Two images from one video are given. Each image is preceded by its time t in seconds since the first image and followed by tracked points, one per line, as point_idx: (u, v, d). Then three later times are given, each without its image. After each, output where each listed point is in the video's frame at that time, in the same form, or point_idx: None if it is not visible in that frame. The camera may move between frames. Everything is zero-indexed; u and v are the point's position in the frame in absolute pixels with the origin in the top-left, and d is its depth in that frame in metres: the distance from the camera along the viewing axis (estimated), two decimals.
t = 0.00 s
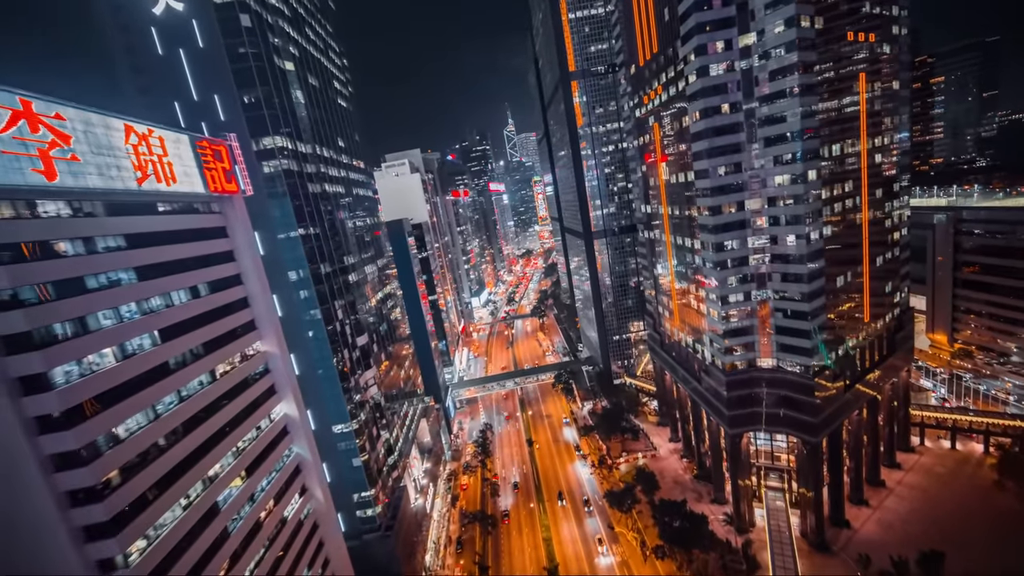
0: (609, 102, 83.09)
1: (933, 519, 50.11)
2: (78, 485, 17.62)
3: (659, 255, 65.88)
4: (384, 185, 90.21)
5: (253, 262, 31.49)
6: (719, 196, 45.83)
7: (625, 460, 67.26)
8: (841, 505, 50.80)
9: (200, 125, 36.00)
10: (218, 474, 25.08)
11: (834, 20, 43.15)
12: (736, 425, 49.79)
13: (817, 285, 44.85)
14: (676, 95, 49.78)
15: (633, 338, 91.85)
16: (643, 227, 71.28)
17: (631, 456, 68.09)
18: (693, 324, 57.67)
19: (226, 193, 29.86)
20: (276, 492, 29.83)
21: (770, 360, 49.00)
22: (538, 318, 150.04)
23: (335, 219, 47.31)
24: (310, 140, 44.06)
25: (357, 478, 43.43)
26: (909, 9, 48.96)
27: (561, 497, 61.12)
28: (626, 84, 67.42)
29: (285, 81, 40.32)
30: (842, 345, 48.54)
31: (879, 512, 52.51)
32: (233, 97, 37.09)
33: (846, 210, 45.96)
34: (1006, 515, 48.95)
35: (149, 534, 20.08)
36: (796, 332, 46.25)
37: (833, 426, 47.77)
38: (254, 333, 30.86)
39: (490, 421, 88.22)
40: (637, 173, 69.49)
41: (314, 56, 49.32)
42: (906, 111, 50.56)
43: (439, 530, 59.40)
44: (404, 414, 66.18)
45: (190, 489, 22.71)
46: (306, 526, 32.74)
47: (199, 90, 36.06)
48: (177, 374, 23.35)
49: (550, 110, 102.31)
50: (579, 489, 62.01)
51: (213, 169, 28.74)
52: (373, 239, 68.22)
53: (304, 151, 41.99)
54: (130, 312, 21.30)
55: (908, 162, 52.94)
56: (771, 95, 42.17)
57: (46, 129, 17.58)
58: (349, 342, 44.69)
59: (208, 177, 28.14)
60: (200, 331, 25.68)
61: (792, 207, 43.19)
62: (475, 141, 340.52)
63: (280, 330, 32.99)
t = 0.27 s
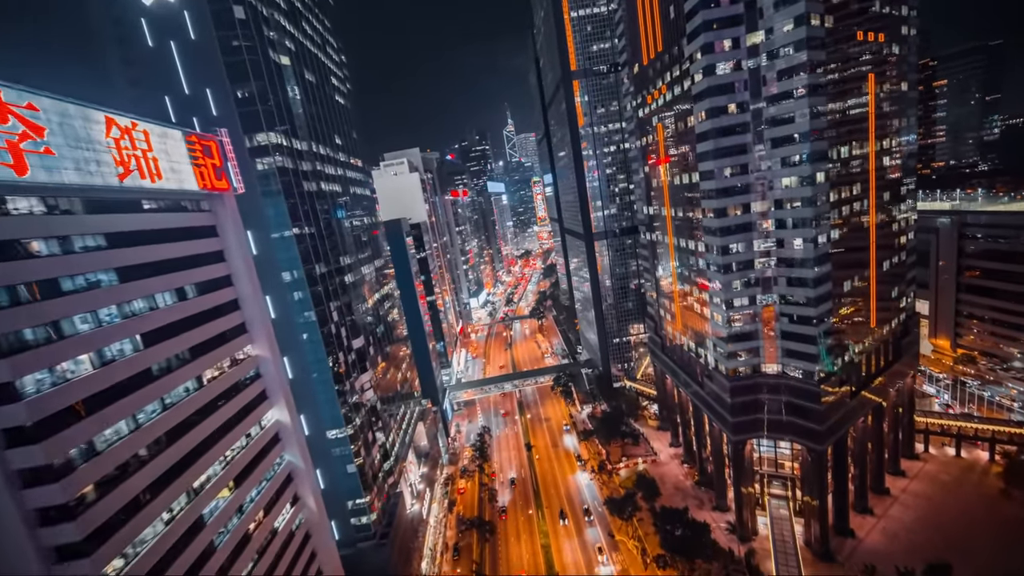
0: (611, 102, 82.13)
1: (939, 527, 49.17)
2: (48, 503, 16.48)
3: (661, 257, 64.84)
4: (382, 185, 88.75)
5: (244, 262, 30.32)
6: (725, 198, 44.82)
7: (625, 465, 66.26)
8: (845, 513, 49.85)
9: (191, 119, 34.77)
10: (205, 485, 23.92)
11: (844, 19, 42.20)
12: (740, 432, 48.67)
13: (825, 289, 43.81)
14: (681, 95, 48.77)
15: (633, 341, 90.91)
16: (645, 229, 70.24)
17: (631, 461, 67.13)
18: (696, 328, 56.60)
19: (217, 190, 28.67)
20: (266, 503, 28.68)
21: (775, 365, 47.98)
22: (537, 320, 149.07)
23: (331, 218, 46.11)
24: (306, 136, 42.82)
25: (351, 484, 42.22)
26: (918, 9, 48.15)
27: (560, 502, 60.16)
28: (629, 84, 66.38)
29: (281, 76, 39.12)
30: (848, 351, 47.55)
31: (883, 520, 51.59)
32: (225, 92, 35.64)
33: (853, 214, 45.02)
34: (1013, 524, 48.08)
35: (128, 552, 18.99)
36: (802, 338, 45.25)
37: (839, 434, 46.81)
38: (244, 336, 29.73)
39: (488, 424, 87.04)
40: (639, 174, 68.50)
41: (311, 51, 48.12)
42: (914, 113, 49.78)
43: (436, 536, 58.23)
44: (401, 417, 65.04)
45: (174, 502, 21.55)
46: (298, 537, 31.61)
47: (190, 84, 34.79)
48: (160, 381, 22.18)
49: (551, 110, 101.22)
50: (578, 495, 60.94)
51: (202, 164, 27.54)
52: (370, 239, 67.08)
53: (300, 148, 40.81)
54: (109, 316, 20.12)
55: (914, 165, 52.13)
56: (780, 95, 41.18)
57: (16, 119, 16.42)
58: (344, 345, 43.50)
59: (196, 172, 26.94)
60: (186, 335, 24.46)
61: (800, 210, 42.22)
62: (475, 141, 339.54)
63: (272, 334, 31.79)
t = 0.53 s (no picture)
0: (613, 102, 80.89)
1: (946, 538, 48.11)
2: (11, 524, 16.27)
3: (663, 260, 63.67)
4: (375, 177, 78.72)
5: (232, 262, 28.96)
6: (732, 200, 43.67)
7: (625, 471, 65.12)
8: (850, 524, 48.77)
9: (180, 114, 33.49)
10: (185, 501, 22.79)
11: (856, 17, 41.03)
12: (744, 440, 47.55)
13: (833, 295, 42.63)
14: (687, 94, 47.61)
15: (633, 344, 89.69)
16: (647, 231, 69.06)
17: (631, 467, 66.02)
18: (699, 333, 55.43)
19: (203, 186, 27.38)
20: (253, 516, 27.50)
21: (780, 372, 46.74)
22: (535, 321, 147.70)
23: (326, 217, 44.71)
24: (300, 133, 41.45)
25: (345, 493, 40.76)
26: (929, 10, 47.12)
27: (559, 510, 58.90)
28: (632, 83, 65.15)
29: (275, 69, 37.73)
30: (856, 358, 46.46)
31: (889, 531, 50.49)
32: (217, 86, 34.54)
33: (863, 218, 43.92)
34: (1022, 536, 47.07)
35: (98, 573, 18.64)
36: (809, 344, 44.17)
37: (846, 443, 45.68)
38: (231, 340, 28.56)
39: (486, 428, 85.71)
40: (642, 175, 67.33)
41: (306, 45, 46.70)
42: (924, 116, 48.77)
43: (431, 544, 56.86)
44: (397, 420, 63.66)
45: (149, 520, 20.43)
46: (286, 551, 30.42)
47: (179, 76, 33.40)
48: (138, 390, 21.50)
49: (552, 109, 99.90)
50: (577, 503, 59.69)
51: (188, 159, 26.35)
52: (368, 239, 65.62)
53: (294, 144, 39.49)
54: (82, 321, 19.47)
55: (924, 169, 51.02)
56: (789, 96, 40.07)
57: None
58: (339, 348, 42.10)
59: (182, 168, 25.72)
60: (165, 341, 23.50)
61: (809, 214, 41.11)
62: (474, 141, 338.25)
63: (261, 337, 30.39)
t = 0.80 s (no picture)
0: (616, 101, 79.69)
1: (955, 550, 46.94)
2: None
3: (666, 263, 62.46)
4: (376, 181, 83.07)
5: (219, 266, 28.64)
6: (740, 202, 42.44)
7: (625, 477, 64.00)
8: (857, 535, 47.62)
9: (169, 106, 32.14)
10: (165, 518, 22.00)
11: (869, 15, 39.80)
12: (749, 448, 46.36)
13: (842, 301, 41.43)
14: (693, 93, 46.41)
15: (633, 348, 88.54)
16: (649, 233, 67.91)
17: (631, 473, 64.88)
18: (703, 337, 54.22)
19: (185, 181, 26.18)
20: (240, 531, 26.83)
21: (787, 380, 45.49)
22: (534, 323, 146.54)
23: (322, 216, 43.34)
24: (296, 129, 40.12)
25: (338, 502, 39.30)
26: (942, 9, 46.10)
27: (558, 517, 57.58)
28: (636, 82, 63.98)
29: (269, 62, 36.35)
30: (864, 365, 45.35)
31: (895, 543, 49.29)
32: (208, 78, 33.07)
33: (873, 222, 42.74)
34: None
35: None
36: (818, 351, 42.86)
37: (854, 452, 44.55)
38: (220, 345, 28.20)
39: (483, 431, 84.38)
40: (645, 176, 66.18)
41: (303, 38, 45.36)
42: (934, 118, 47.80)
43: (427, 552, 55.51)
44: (394, 424, 62.33)
45: (125, 540, 19.65)
46: (275, 565, 29.87)
47: (168, 68, 32.01)
48: (112, 400, 20.25)
49: (553, 108, 98.65)
50: (576, 510, 58.44)
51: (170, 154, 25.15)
52: (365, 238, 64.24)
53: (288, 140, 38.15)
54: (50, 327, 18.10)
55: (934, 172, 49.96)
56: (800, 95, 38.84)
57: None
58: (333, 352, 40.71)
59: (164, 163, 24.48)
60: (144, 348, 22.45)
61: (819, 217, 39.89)
62: (474, 141, 337.58)
63: (249, 341, 30.11)
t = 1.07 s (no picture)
0: (619, 101, 78.59)
1: (963, 561, 45.95)
2: None
3: (669, 265, 61.40)
4: (375, 179, 82.91)
5: (209, 265, 27.22)
6: (747, 204, 41.35)
7: (625, 482, 63.01)
8: (863, 545, 46.58)
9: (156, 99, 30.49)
10: (148, 535, 21.36)
11: (882, 13, 38.77)
12: (752, 456, 45.44)
13: (852, 306, 40.40)
14: (700, 92, 45.35)
15: (634, 351, 87.43)
16: (652, 235, 66.89)
17: (631, 479, 63.91)
18: (707, 342, 53.11)
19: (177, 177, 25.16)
20: (227, 544, 26.30)
21: (794, 386, 44.34)
22: (533, 324, 145.40)
23: (318, 215, 42.14)
24: (292, 125, 39.05)
25: (332, 509, 38.13)
26: (954, 9, 45.16)
27: (557, 524, 56.53)
28: (640, 82, 62.90)
29: (264, 56, 35.19)
30: (872, 372, 44.34)
31: (902, 553, 48.25)
32: (200, 71, 32.01)
33: (883, 225, 41.73)
34: None
35: None
36: (826, 357, 41.85)
37: (861, 460, 43.52)
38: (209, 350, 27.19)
39: (482, 434, 83.27)
40: (647, 176, 65.15)
41: (300, 32, 44.20)
42: (945, 120, 46.83)
43: (423, 558, 54.38)
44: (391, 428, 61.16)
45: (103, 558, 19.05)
46: None
47: (159, 60, 30.81)
48: (88, 409, 19.35)
49: (554, 108, 97.60)
50: (576, 516, 57.41)
51: (158, 149, 24.05)
52: (363, 238, 63.06)
53: (283, 136, 37.10)
54: (21, 332, 17.30)
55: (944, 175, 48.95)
56: (811, 95, 37.81)
57: None
58: (328, 355, 39.54)
59: (149, 158, 23.33)
60: (124, 354, 21.60)
61: (829, 220, 38.84)
62: (473, 141, 336.39)
63: (240, 345, 28.85)
